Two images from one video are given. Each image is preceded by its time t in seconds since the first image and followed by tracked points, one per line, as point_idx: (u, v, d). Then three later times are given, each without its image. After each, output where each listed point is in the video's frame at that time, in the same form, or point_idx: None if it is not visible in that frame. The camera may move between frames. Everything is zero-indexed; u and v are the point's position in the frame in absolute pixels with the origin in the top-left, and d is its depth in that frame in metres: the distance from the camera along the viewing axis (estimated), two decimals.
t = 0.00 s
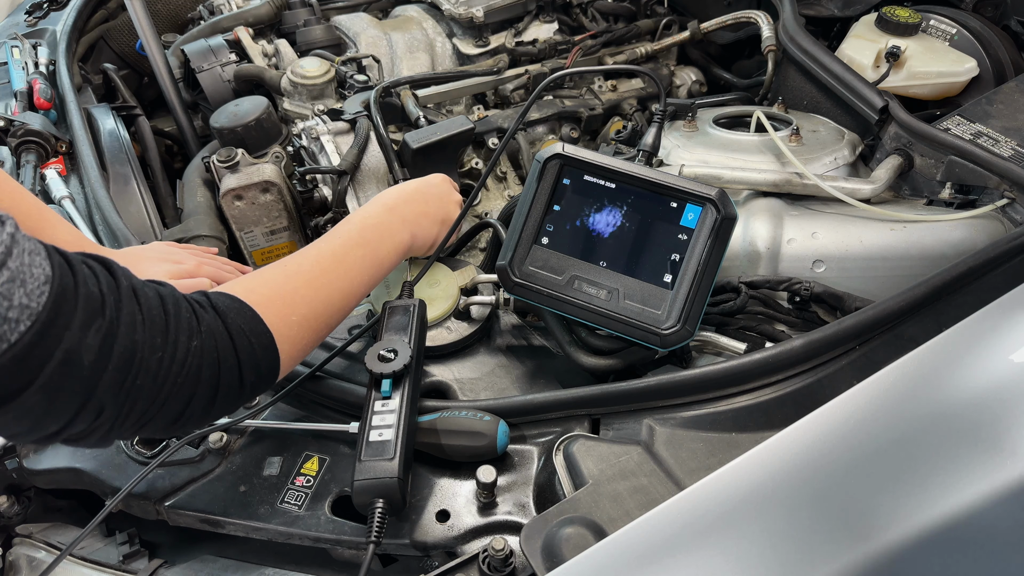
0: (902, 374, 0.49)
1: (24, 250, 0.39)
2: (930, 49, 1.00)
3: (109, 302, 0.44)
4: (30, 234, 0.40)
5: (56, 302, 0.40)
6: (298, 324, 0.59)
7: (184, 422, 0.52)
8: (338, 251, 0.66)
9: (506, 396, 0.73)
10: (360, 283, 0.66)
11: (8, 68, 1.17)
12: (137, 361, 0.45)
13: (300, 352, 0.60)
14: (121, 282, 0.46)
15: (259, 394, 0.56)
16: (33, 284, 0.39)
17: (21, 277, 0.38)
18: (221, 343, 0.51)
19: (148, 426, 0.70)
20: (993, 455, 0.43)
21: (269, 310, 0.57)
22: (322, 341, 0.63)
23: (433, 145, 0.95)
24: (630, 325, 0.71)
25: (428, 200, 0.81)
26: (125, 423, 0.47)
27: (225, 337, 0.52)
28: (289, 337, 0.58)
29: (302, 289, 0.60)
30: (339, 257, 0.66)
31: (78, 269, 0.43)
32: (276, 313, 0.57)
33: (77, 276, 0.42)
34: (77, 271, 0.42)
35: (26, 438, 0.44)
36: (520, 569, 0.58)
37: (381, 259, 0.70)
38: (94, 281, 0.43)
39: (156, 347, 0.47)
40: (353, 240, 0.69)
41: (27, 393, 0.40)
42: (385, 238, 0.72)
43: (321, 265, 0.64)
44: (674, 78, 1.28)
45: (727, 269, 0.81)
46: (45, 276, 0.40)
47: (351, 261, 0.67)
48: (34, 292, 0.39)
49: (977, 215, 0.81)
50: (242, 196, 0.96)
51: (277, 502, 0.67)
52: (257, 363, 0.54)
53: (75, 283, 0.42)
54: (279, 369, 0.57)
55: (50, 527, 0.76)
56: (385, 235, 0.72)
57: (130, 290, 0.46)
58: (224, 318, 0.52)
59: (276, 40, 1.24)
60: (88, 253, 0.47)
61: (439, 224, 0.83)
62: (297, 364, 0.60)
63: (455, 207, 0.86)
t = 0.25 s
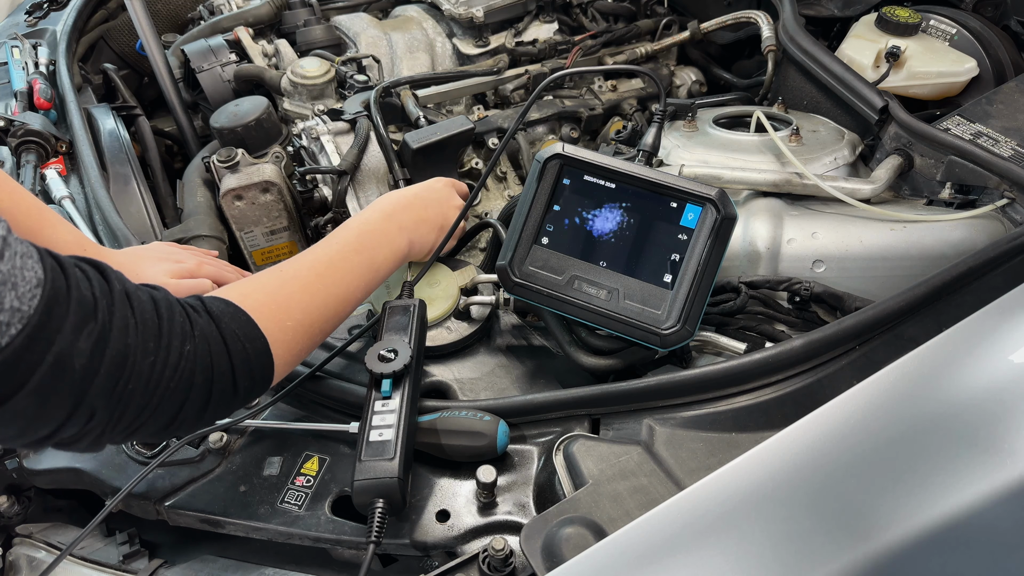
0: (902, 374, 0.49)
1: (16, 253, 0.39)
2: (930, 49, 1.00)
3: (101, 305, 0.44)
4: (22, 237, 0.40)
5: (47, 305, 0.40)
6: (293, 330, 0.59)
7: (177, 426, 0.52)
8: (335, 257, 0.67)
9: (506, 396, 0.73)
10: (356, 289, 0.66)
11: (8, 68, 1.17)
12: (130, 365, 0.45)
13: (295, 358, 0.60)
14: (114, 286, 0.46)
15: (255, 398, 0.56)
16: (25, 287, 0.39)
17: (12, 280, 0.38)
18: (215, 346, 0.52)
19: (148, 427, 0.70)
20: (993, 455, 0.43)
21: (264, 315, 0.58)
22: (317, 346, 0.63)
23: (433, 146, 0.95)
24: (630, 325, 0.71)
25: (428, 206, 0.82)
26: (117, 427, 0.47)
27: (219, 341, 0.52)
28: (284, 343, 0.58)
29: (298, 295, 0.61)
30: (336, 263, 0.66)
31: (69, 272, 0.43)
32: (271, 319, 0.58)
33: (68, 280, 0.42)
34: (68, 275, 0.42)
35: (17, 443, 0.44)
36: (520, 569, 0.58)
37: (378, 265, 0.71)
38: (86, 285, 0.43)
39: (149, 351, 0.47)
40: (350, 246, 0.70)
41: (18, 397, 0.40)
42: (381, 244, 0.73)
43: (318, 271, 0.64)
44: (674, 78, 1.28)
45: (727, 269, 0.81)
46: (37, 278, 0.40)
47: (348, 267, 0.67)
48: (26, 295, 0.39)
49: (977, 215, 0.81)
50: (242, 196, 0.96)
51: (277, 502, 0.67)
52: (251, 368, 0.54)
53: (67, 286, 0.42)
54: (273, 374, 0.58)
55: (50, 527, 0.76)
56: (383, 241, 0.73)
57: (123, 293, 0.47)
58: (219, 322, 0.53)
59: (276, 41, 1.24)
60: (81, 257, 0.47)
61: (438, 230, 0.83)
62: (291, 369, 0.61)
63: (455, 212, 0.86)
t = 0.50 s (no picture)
0: (903, 374, 0.49)
1: (16, 252, 0.39)
2: (930, 49, 1.00)
3: (101, 306, 0.44)
4: (23, 237, 0.40)
5: (47, 305, 0.40)
6: (294, 332, 0.59)
7: (178, 429, 0.52)
8: (336, 259, 0.67)
9: (506, 396, 0.73)
10: (357, 292, 0.66)
11: (8, 68, 1.17)
12: (130, 366, 0.45)
13: (296, 360, 0.61)
14: (114, 286, 0.46)
15: (255, 400, 0.56)
16: (25, 287, 0.39)
17: (11, 279, 0.38)
18: (216, 348, 0.52)
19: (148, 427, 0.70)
20: (993, 455, 0.43)
21: (265, 318, 0.58)
22: (318, 349, 0.63)
23: (433, 146, 0.95)
24: (631, 325, 0.71)
25: (428, 207, 0.82)
26: (117, 430, 0.47)
27: (219, 342, 0.52)
28: (285, 345, 0.58)
29: (299, 297, 0.61)
30: (337, 266, 0.66)
31: (70, 273, 0.43)
32: (272, 321, 0.58)
33: (69, 280, 0.42)
34: (69, 275, 0.42)
35: (16, 444, 0.44)
36: (520, 569, 0.58)
37: (379, 268, 0.71)
38: (86, 286, 0.43)
39: (150, 352, 0.47)
40: (350, 248, 0.70)
41: (18, 397, 0.40)
42: (382, 246, 0.73)
43: (319, 274, 0.65)
44: (674, 78, 1.28)
45: (727, 269, 0.81)
46: (37, 279, 0.40)
47: (349, 270, 0.67)
48: (26, 295, 0.39)
49: (977, 215, 0.81)
50: (242, 196, 0.96)
51: (278, 502, 0.68)
52: (252, 370, 0.54)
53: (67, 286, 0.42)
54: (275, 376, 0.58)
55: (50, 527, 0.76)
56: (383, 243, 0.73)
57: (123, 294, 0.47)
58: (219, 325, 0.53)
59: (276, 41, 1.24)
60: (82, 259, 0.47)
61: (439, 232, 0.83)
62: (292, 372, 0.61)
63: (455, 213, 0.86)
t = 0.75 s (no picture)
0: (902, 375, 0.49)
1: (16, 255, 0.39)
2: (930, 49, 1.00)
3: (100, 309, 0.44)
4: (22, 240, 0.40)
5: (47, 308, 0.40)
6: (291, 335, 0.60)
7: (177, 431, 0.52)
8: (333, 263, 0.67)
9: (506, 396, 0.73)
10: (354, 295, 0.67)
11: (8, 68, 1.17)
12: (129, 369, 0.45)
13: (293, 364, 0.61)
14: (114, 289, 0.46)
15: (254, 402, 0.56)
16: (24, 290, 0.39)
17: (12, 282, 0.38)
18: (215, 351, 0.52)
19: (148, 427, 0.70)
20: (993, 455, 0.43)
21: (264, 321, 0.58)
22: (316, 352, 0.64)
23: (433, 146, 0.95)
24: (630, 325, 0.71)
25: (427, 208, 0.82)
26: (116, 432, 0.47)
27: (218, 345, 0.52)
28: (282, 347, 0.59)
29: (296, 300, 0.61)
30: (334, 270, 0.67)
31: (70, 275, 0.43)
32: (270, 324, 0.58)
33: (68, 283, 0.42)
34: (68, 278, 0.42)
35: (14, 447, 0.44)
36: (520, 569, 0.58)
37: (376, 272, 0.71)
38: (85, 288, 0.43)
39: (149, 355, 0.47)
40: (348, 251, 0.70)
41: (17, 400, 0.40)
42: (379, 249, 0.73)
43: (316, 278, 0.65)
44: (674, 78, 1.28)
45: (727, 269, 0.81)
46: (36, 281, 0.40)
47: (346, 274, 0.68)
48: (26, 298, 0.39)
49: (977, 215, 0.81)
50: (242, 196, 0.96)
51: (278, 502, 0.68)
52: (251, 372, 0.54)
53: (67, 289, 0.42)
54: (273, 379, 0.58)
55: (50, 527, 0.75)
56: (381, 247, 0.73)
57: (123, 297, 0.47)
58: (218, 327, 0.53)
59: (276, 41, 1.24)
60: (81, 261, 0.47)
61: (439, 234, 0.83)
62: (291, 374, 0.61)
63: (455, 214, 0.86)
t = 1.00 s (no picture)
0: (902, 374, 0.49)
1: (15, 257, 0.39)
2: (930, 49, 1.00)
3: (99, 311, 0.44)
4: (21, 242, 0.40)
5: (46, 310, 0.40)
6: (290, 337, 0.60)
7: (176, 433, 0.52)
8: (332, 265, 0.68)
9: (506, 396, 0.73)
10: (353, 297, 0.67)
11: (8, 68, 1.17)
12: (128, 371, 0.45)
13: (293, 365, 0.61)
14: (113, 291, 0.46)
15: (254, 403, 0.56)
16: (23, 292, 0.39)
17: (11, 284, 0.38)
18: (214, 352, 0.52)
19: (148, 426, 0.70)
20: (993, 455, 0.43)
21: (262, 323, 0.58)
22: (315, 353, 0.64)
23: (433, 146, 0.95)
24: (630, 325, 0.71)
25: (426, 210, 0.82)
26: (115, 434, 0.47)
27: (217, 346, 0.52)
28: (281, 349, 0.59)
29: (296, 302, 0.62)
30: (333, 272, 0.67)
31: (69, 277, 0.43)
32: (269, 326, 0.58)
33: (68, 285, 0.42)
34: (67, 280, 0.42)
35: (14, 449, 0.44)
36: (520, 569, 0.58)
37: (376, 274, 0.72)
38: (84, 290, 0.43)
39: (148, 357, 0.47)
40: (347, 253, 0.70)
41: (16, 402, 0.40)
42: (378, 251, 0.73)
43: (315, 280, 0.65)
44: (674, 78, 1.28)
45: (727, 269, 0.81)
46: (36, 283, 0.40)
47: (345, 275, 0.68)
48: (25, 300, 0.39)
49: (977, 215, 0.81)
50: (242, 196, 0.96)
51: (278, 502, 0.68)
52: (250, 374, 0.54)
53: (66, 291, 0.42)
54: (272, 381, 0.58)
55: (50, 527, 0.75)
56: (380, 249, 0.73)
57: (122, 299, 0.47)
58: (217, 329, 0.53)
59: (276, 40, 1.24)
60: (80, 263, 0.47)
61: (439, 235, 0.83)
62: (291, 376, 0.61)
63: (454, 215, 0.86)
